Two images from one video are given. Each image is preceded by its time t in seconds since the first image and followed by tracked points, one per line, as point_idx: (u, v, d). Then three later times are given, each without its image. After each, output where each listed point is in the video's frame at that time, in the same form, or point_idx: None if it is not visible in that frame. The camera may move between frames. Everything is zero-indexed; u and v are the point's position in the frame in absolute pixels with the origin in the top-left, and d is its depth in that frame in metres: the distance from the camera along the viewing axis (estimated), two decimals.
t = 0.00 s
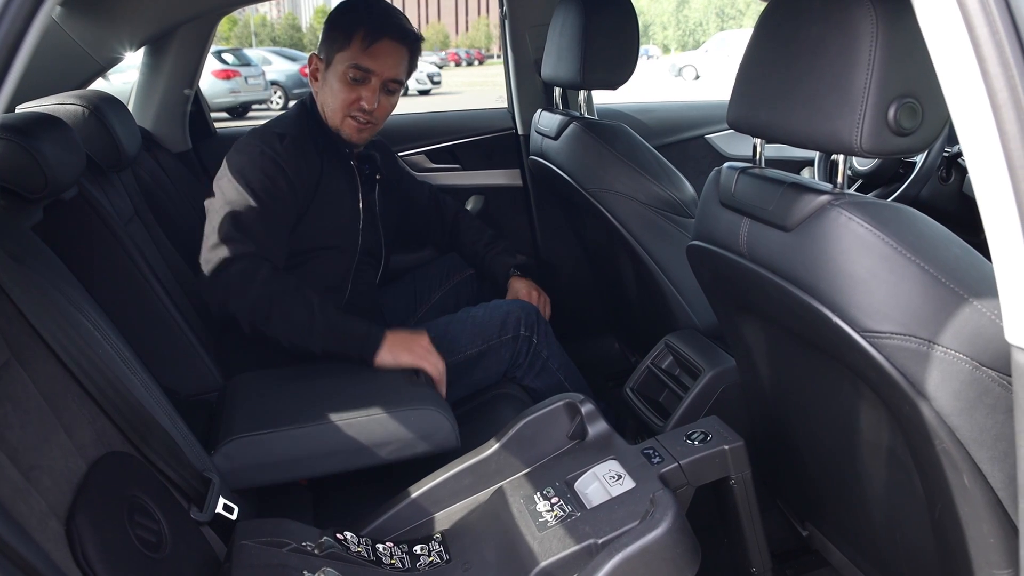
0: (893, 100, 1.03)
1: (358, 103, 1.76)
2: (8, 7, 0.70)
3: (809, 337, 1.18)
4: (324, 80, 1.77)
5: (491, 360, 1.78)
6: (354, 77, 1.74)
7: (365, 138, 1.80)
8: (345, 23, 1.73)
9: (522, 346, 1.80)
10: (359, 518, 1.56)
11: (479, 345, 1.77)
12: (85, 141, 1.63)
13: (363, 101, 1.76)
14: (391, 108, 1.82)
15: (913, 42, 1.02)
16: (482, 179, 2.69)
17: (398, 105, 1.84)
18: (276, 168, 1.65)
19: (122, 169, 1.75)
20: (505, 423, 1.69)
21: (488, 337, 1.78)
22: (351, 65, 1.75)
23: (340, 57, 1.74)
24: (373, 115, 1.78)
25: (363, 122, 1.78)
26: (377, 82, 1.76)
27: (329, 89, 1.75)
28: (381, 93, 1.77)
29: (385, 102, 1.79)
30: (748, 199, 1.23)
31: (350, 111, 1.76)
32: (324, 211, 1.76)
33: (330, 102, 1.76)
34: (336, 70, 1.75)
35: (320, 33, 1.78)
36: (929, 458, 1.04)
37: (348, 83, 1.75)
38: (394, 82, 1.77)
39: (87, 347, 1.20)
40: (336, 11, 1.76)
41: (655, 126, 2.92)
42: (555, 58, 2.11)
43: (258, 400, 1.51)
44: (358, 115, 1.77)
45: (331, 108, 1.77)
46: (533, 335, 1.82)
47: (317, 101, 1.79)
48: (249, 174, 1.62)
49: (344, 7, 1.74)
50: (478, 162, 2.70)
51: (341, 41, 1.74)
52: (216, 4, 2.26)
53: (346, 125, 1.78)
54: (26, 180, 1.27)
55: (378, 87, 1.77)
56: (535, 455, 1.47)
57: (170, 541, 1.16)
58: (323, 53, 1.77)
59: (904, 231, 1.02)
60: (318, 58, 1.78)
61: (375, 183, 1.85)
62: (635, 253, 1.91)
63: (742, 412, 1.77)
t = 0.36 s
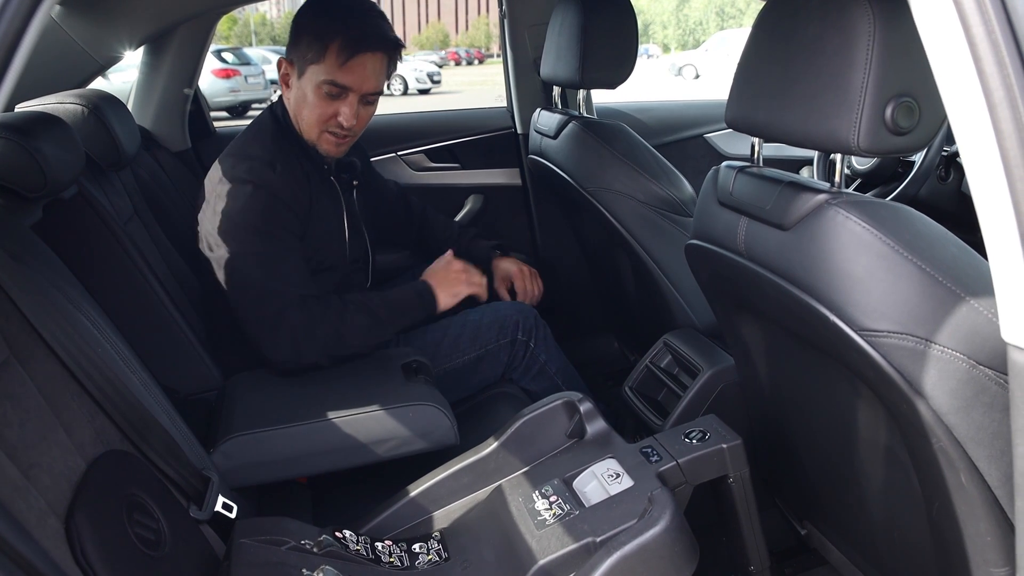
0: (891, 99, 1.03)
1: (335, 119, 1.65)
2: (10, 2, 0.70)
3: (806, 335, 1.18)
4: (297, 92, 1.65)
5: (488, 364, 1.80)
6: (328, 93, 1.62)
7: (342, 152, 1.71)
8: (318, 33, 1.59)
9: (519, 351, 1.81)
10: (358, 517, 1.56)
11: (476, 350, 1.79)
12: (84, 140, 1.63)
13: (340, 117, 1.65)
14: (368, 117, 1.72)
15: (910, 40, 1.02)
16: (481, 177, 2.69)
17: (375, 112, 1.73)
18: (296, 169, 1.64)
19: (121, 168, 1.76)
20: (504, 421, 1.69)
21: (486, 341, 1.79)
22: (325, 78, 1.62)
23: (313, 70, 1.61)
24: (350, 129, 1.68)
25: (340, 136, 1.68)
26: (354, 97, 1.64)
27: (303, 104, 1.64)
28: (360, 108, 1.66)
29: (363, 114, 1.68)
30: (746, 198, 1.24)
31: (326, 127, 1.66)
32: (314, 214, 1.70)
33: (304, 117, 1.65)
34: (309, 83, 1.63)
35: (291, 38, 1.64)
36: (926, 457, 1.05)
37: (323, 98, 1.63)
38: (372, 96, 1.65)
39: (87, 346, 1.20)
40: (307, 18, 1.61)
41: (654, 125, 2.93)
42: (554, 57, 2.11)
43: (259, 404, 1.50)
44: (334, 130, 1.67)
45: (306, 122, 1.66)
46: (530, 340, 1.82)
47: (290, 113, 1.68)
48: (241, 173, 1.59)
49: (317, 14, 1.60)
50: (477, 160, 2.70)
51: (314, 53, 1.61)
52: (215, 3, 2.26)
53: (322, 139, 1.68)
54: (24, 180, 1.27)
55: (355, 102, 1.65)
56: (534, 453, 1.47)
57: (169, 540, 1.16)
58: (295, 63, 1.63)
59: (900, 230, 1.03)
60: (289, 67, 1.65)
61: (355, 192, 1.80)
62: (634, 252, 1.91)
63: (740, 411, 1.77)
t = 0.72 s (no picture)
0: (891, 97, 1.03)
1: (326, 131, 1.61)
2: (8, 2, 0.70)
3: (806, 334, 1.18)
4: (283, 105, 1.58)
5: (490, 367, 1.79)
6: (322, 105, 1.57)
7: (331, 161, 1.67)
8: (309, 44, 1.52)
9: (522, 356, 1.81)
10: (358, 516, 1.56)
11: (479, 354, 1.78)
12: (84, 139, 1.63)
13: (332, 128, 1.61)
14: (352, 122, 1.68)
15: (911, 39, 1.02)
16: (481, 176, 2.69)
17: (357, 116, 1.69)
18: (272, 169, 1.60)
19: (121, 167, 1.75)
20: (504, 421, 1.69)
21: (489, 346, 1.79)
22: (317, 90, 1.56)
23: (303, 82, 1.55)
24: (339, 138, 1.64)
25: (329, 146, 1.64)
26: (346, 108, 1.60)
27: (295, 118, 1.58)
28: (351, 117, 1.62)
29: (351, 122, 1.64)
30: (746, 197, 1.24)
31: (318, 139, 1.61)
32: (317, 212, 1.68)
33: (295, 131, 1.59)
34: (299, 96, 1.56)
35: (271, 48, 1.55)
36: (927, 456, 1.05)
37: (315, 111, 1.58)
38: (363, 105, 1.62)
39: (86, 345, 1.20)
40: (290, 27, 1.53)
41: (654, 124, 2.92)
42: (554, 56, 2.11)
43: (259, 404, 1.50)
44: (325, 141, 1.63)
45: (296, 135, 1.60)
46: (534, 345, 1.81)
47: (275, 126, 1.61)
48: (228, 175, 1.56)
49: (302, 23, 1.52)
50: (477, 159, 2.70)
51: (303, 64, 1.54)
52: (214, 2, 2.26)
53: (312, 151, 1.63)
54: (25, 178, 1.27)
55: (346, 111, 1.61)
56: (534, 453, 1.47)
57: (168, 539, 1.16)
58: (279, 75, 1.55)
59: (901, 228, 1.02)
60: (272, 79, 1.56)
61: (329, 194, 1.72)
62: (634, 251, 1.91)
63: (740, 411, 1.77)
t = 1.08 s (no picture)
0: (891, 96, 1.03)
1: (267, 130, 1.61)
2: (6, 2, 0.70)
3: (806, 333, 1.18)
4: (218, 114, 1.59)
5: (494, 370, 1.79)
6: (256, 106, 1.58)
7: (280, 157, 1.68)
8: (228, 50, 1.52)
9: (526, 359, 1.81)
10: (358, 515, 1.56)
11: (482, 356, 1.78)
12: (83, 138, 1.63)
13: (271, 126, 1.61)
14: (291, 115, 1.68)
15: (911, 37, 1.02)
16: (481, 175, 2.69)
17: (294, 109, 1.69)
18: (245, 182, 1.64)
19: (121, 167, 1.75)
20: (504, 420, 1.69)
21: (493, 348, 1.79)
22: (247, 92, 1.56)
23: (231, 87, 1.55)
24: (281, 133, 1.65)
25: (273, 144, 1.65)
26: (280, 103, 1.60)
27: (233, 125, 1.59)
28: (287, 111, 1.62)
29: (289, 116, 1.65)
30: (747, 196, 1.24)
31: (261, 139, 1.62)
32: (283, 215, 1.71)
33: (235, 137, 1.60)
34: (230, 102, 1.56)
35: (194, 60, 1.54)
36: (927, 455, 1.05)
37: (250, 113, 1.58)
38: (296, 96, 1.62)
39: (86, 344, 1.20)
40: (205, 35, 1.52)
41: (654, 123, 2.92)
42: (554, 55, 2.11)
43: (259, 402, 1.50)
44: (269, 139, 1.63)
45: (237, 141, 1.61)
46: (537, 346, 1.82)
47: (214, 135, 1.62)
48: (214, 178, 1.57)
49: (217, 28, 1.51)
50: (477, 158, 2.70)
51: (226, 68, 1.53)
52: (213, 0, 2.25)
53: (258, 152, 1.64)
54: (24, 177, 1.27)
55: (281, 105, 1.61)
56: (534, 452, 1.47)
57: (168, 537, 1.16)
58: (207, 86, 1.55)
59: (901, 227, 1.02)
60: (202, 91, 1.57)
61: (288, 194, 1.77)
62: (634, 250, 1.91)
63: (740, 410, 1.77)
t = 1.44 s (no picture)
0: (889, 95, 1.03)
1: (272, 110, 1.67)
2: None
3: (804, 331, 1.18)
4: (222, 99, 1.62)
5: (493, 366, 1.79)
6: (261, 84, 1.64)
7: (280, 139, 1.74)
8: (233, 30, 1.58)
9: (525, 354, 1.81)
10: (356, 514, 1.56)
11: (481, 353, 1.78)
12: (82, 137, 1.63)
13: (276, 105, 1.68)
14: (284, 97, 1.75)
15: (910, 36, 1.02)
16: (480, 175, 2.69)
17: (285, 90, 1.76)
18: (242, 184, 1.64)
19: (120, 166, 1.75)
20: (502, 419, 1.69)
21: (492, 344, 1.79)
22: (252, 71, 1.62)
23: (238, 68, 1.60)
24: (282, 114, 1.71)
25: (277, 125, 1.71)
26: (280, 81, 1.67)
27: (241, 107, 1.63)
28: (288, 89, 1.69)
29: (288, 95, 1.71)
30: (745, 194, 1.24)
31: (267, 119, 1.67)
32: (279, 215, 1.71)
33: (242, 121, 1.65)
34: (237, 84, 1.62)
35: (196, 48, 1.58)
36: (925, 454, 1.05)
37: (256, 92, 1.64)
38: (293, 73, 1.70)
39: (84, 343, 1.20)
40: (205, 21, 1.57)
41: (654, 122, 2.92)
42: (553, 54, 2.11)
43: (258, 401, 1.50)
44: (273, 120, 1.69)
45: (244, 125, 1.66)
46: (537, 342, 1.82)
47: (219, 124, 1.65)
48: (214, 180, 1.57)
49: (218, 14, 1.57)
50: (476, 157, 2.70)
51: (229, 50, 1.59)
52: None
53: (264, 135, 1.69)
54: (23, 177, 1.27)
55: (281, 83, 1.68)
56: (532, 451, 1.47)
57: (167, 536, 1.16)
58: (211, 71, 1.59)
59: (899, 226, 1.02)
60: (203, 79, 1.60)
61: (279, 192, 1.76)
62: (633, 249, 1.91)
63: (739, 409, 1.77)
